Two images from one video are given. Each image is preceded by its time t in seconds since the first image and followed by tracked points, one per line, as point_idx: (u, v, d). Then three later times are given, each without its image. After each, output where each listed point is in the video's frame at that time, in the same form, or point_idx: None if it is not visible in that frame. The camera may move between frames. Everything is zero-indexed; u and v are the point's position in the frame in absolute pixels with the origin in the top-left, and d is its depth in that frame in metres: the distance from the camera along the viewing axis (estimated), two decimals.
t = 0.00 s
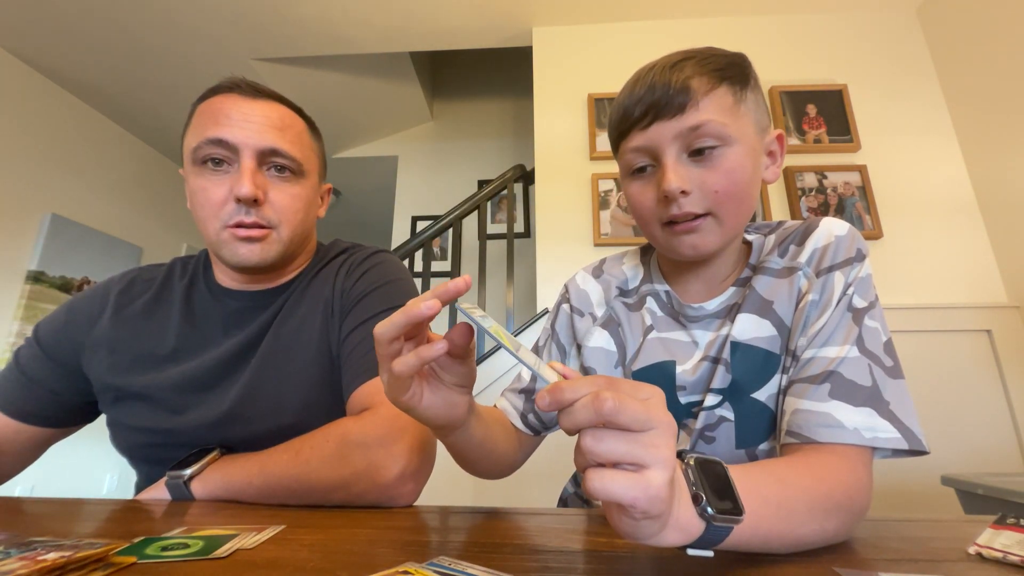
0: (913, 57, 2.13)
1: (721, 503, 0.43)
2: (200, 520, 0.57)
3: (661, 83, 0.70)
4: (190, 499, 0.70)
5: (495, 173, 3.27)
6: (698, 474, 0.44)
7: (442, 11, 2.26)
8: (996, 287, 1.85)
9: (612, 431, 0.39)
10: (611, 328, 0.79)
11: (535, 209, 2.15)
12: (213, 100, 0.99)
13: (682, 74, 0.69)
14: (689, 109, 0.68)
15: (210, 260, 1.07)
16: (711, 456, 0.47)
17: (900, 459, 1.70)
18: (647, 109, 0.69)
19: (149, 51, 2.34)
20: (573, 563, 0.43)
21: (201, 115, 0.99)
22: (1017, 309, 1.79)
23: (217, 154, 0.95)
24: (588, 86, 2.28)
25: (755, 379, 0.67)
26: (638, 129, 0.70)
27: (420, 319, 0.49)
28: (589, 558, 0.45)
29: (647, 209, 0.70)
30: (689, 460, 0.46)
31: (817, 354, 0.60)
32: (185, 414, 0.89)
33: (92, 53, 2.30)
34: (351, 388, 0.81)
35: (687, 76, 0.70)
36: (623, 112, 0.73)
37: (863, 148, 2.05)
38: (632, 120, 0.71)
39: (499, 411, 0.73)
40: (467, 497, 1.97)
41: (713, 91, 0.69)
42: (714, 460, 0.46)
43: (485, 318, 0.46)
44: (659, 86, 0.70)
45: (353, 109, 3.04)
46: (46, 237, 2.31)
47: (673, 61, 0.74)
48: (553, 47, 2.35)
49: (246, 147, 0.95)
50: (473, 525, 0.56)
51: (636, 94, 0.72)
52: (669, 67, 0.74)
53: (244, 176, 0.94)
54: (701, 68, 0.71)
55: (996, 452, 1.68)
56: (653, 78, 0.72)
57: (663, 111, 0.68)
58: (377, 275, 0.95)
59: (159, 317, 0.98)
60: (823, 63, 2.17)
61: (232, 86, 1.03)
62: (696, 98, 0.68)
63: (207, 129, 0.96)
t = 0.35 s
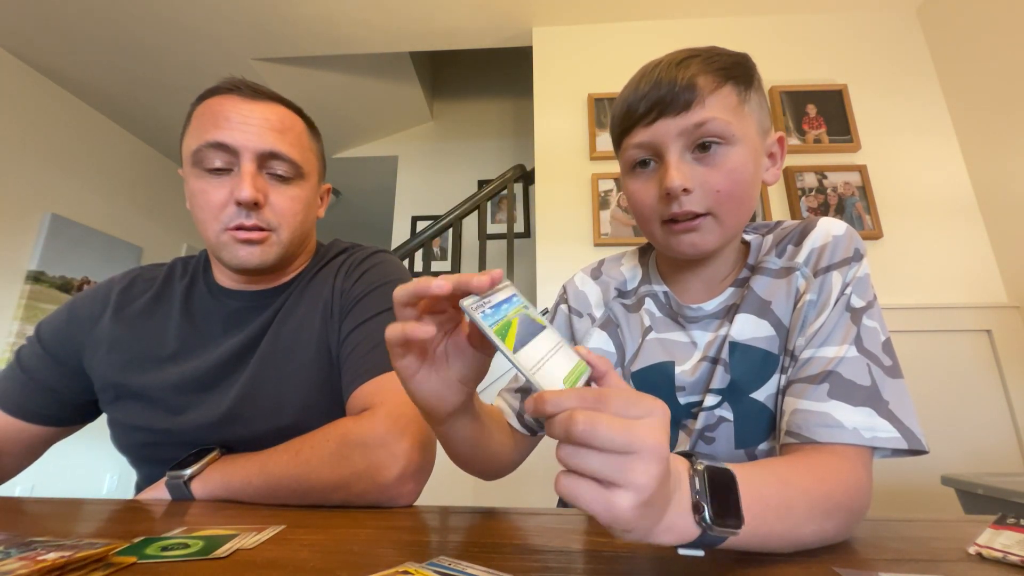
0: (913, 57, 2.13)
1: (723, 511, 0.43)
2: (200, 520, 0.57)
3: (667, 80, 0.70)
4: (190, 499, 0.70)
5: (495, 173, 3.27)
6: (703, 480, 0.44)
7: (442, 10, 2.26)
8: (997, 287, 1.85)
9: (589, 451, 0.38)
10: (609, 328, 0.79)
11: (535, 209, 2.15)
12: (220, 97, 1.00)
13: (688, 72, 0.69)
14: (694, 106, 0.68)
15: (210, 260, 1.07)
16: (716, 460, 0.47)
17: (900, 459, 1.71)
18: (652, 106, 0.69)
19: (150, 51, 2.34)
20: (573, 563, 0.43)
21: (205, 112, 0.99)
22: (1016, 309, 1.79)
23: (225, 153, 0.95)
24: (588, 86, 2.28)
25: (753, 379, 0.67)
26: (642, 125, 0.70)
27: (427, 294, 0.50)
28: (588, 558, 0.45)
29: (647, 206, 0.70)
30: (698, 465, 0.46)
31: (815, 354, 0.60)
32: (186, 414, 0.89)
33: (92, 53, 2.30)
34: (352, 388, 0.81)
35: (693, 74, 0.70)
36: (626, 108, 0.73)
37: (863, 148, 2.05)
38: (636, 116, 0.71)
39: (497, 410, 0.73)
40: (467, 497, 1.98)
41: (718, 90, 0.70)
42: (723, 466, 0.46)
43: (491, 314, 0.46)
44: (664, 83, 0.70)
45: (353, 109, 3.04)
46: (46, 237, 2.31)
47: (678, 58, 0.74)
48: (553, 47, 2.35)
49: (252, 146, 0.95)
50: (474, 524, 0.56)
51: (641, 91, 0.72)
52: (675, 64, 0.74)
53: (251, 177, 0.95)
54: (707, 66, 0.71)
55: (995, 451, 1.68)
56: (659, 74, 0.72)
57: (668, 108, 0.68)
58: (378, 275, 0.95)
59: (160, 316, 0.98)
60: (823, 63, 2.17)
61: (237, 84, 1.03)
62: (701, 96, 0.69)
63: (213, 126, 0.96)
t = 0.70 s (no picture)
0: (913, 57, 2.13)
1: (713, 556, 0.42)
2: (200, 520, 0.57)
3: (680, 75, 0.71)
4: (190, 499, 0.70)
5: (495, 173, 3.27)
6: (711, 534, 0.41)
7: (442, 10, 2.26)
8: (996, 287, 1.85)
9: (532, 461, 0.42)
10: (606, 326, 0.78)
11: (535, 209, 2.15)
12: (233, 95, 1.00)
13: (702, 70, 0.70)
14: (702, 105, 0.68)
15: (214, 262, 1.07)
16: (741, 510, 0.42)
17: (900, 459, 1.71)
18: (662, 98, 0.70)
19: (150, 51, 2.34)
20: (572, 563, 0.43)
21: (215, 108, 0.99)
22: (1016, 309, 1.79)
23: (233, 151, 0.95)
24: (588, 86, 2.28)
25: (745, 377, 0.67)
26: (649, 118, 0.70)
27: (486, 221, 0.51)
28: (588, 558, 0.45)
29: (643, 202, 0.70)
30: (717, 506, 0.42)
31: (806, 353, 0.60)
32: (188, 414, 0.89)
33: (92, 52, 2.29)
34: (353, 387, 0.81)
35: (706, 73, 0.70)
36: (637, 98, 0.73)
37: (863, 148, 2.05)
38: (644, 107, 0.71)
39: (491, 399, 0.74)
40: (467, 497, 1.98)
41: (728, 93, 0.70)
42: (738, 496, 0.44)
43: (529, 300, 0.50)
44: (677, 78, 0.70)
45: (353, 109, 3.04)
46: (46, 237, 2.31)
47: (695, 55, 0.74)
48: (553, 47, 2.35)
49: (260, 149, 0.96)
50: (473, 525, 0.56)
51: (654, 82, 0.72)
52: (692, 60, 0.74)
53: (257, 180, 0.95)
54: (722, 68, 0.72)
55: (996, 451, 1.68)
56: (673, 69, 0.72)
57: (676, 104, 0.69)
58: (376, 277, 0.95)
59: (163, 317, 0.99)
60: (823, 63, 2.17)
61: (249, 84, 1.04)
62: (711, 96, 0.69)
63: (223, 124, 0.96)
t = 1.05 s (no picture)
0: (913, 57, 2.13)
1: (716, 556, 0.42)
2: (201, 520, 0.57)
3: (682, 75, 0.70)
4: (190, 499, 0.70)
5: (495, 173, 3.27)
6: (711, 535, 0.41)
7: (442, 11, 2.26)
8: (996, 287, 1.85)
9: (531, 457, 0.42)
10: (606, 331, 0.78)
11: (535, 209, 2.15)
12: (237, 98, 1.00)
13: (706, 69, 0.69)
14: (705, 107, 0.68)
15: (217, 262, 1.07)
16: (741, 512, 0.42)
17: (899, 459, 1.71)
18: (664, 98, 0.69)
19: (150, 52, 2.34)
20: (573, 563, 0.43)
21: (220, 110, 0.99)
22: (1016, 309, 1.79)
23: (236, 153, 0.95)
24: (588, 86, 2.28)
25: (746, 377, 0.67)
26: (649, 118, 0.69)
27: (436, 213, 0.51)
28: (589, 558, 0.45)
29: (644, 203, 0.70)
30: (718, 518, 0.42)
31: (807, 354, 0.60)
32: (189, 415, 0.89)
33: (92, 53, 2.29)
34: (354, 388, 0.81)
35: (709, 73, 0.70)
36: (638, 97, 0.73)
37: (863, 148, 2.05)
38: (645, 107, 0.70)
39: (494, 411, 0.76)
40: (467, 497, 1.98)
41: (731, 94, 0.70)
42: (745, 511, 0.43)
43: (478, 248, 0.48)
44: (680, 78, 0.70)
45: (353, 109, 3.04)
46: (46, 237, 2.31)
47: (699, 55, 0.74)
48: (554, 47, 2.35)
49: (262, 151, 0.96)
50: (473, 525, 0.56)
51: (655, 81, 0.71)
52: (694, 59, 0.74)
53: (260, 181, 0.95)
54: (725, 68, 0.71)
55: (995, 451, 1.69)
56: (677, 68, 0.72)
57: (679, 105, 0.68)
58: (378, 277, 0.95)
59: (165, 317, 0.99)
60: (822, 63, 2.17)
61: (252, 86, 1.03)
62: (714, 97, 0.69)
63: (226, 126, 0.96)
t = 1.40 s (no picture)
0: (912, 56, 2.13)
1: (718, 562, 0.42)
2: (202, 520, 0.57)
3: (671, 77, 0.70)
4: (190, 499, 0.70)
5: (495, 173, 3.27)
6: (715, 544, 0.41)
7: (442, 11, 2.26)
8: (996, 286, 1.85)
9: (541, 474, 0.41)
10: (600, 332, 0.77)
11: (535, 209, 2.15)
12: (233, 102, 1.00)
13: (693, 71, 0.69)
14: (695, 108, 0.67)
15: (215, 261, 1.07)
16: (745, 518, 0.42)
17: (899, 459, 1.71)
18: (653, 101, 0.68)
19: (149, 52, 2.34)
20: (574, 563, 0.44)
21: (220, 115, 0.99)
22: (1016, 309, 1.79)
23: (233, 157, 0.95)
24: (588, 86, 2.28)
25: (744, 377, 0.67)
26: (639, 121, 0.69)
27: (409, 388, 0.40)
28: (589, 558, 0.45)
29: (638, 208, 0.70)
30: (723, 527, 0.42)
31: (807, 354, 0.60)
32: (188, 415, 0.89)
33: (92, 53, 2.29)
34: (353, 388, 0.81)
35: (699, 74, 0.70)
36: (628, 100, 0.72)
37: (863, 148, 2.05)
38: (635, 110, 0.70)
39: (503, 433, 0.88)
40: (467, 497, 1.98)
41: (721, 95, 0.69)
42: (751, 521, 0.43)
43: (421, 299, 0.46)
44: (668, 81, 0.69)
45: (353, 109, 3.04)
46: (46, 237, 2.31)
47: (688, 56, 0.73)
48: (554, 47, 2.35)
49: (265, 154, 0.95)
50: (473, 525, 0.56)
51: (644, 84, 0.71)
52: (683, 61, 0.73)
53: (266, 184, 0.95)
54: (714, 69, 0.71)
55: (995, 451, 1.68)
56: (665, 70, 0.71)
57: (669, 107, 0.68)
58: (377, 278, 0.95)
59: (164, 317, 0.99)
60: (822, 63, 2.17)
61: (260, 86, 1.03)
62: (704, 98, 0.68)
63: (226, 132, 0.96)
